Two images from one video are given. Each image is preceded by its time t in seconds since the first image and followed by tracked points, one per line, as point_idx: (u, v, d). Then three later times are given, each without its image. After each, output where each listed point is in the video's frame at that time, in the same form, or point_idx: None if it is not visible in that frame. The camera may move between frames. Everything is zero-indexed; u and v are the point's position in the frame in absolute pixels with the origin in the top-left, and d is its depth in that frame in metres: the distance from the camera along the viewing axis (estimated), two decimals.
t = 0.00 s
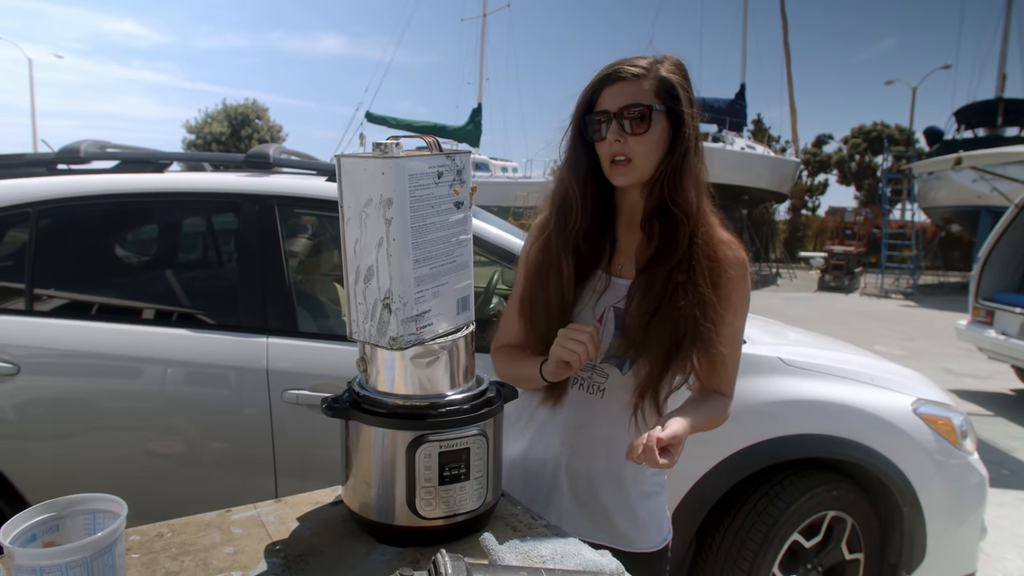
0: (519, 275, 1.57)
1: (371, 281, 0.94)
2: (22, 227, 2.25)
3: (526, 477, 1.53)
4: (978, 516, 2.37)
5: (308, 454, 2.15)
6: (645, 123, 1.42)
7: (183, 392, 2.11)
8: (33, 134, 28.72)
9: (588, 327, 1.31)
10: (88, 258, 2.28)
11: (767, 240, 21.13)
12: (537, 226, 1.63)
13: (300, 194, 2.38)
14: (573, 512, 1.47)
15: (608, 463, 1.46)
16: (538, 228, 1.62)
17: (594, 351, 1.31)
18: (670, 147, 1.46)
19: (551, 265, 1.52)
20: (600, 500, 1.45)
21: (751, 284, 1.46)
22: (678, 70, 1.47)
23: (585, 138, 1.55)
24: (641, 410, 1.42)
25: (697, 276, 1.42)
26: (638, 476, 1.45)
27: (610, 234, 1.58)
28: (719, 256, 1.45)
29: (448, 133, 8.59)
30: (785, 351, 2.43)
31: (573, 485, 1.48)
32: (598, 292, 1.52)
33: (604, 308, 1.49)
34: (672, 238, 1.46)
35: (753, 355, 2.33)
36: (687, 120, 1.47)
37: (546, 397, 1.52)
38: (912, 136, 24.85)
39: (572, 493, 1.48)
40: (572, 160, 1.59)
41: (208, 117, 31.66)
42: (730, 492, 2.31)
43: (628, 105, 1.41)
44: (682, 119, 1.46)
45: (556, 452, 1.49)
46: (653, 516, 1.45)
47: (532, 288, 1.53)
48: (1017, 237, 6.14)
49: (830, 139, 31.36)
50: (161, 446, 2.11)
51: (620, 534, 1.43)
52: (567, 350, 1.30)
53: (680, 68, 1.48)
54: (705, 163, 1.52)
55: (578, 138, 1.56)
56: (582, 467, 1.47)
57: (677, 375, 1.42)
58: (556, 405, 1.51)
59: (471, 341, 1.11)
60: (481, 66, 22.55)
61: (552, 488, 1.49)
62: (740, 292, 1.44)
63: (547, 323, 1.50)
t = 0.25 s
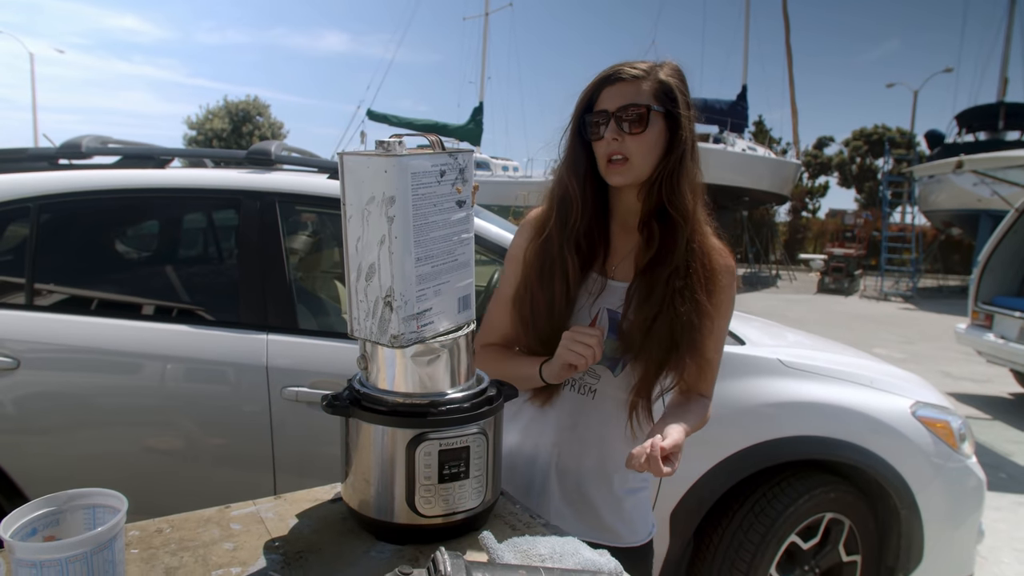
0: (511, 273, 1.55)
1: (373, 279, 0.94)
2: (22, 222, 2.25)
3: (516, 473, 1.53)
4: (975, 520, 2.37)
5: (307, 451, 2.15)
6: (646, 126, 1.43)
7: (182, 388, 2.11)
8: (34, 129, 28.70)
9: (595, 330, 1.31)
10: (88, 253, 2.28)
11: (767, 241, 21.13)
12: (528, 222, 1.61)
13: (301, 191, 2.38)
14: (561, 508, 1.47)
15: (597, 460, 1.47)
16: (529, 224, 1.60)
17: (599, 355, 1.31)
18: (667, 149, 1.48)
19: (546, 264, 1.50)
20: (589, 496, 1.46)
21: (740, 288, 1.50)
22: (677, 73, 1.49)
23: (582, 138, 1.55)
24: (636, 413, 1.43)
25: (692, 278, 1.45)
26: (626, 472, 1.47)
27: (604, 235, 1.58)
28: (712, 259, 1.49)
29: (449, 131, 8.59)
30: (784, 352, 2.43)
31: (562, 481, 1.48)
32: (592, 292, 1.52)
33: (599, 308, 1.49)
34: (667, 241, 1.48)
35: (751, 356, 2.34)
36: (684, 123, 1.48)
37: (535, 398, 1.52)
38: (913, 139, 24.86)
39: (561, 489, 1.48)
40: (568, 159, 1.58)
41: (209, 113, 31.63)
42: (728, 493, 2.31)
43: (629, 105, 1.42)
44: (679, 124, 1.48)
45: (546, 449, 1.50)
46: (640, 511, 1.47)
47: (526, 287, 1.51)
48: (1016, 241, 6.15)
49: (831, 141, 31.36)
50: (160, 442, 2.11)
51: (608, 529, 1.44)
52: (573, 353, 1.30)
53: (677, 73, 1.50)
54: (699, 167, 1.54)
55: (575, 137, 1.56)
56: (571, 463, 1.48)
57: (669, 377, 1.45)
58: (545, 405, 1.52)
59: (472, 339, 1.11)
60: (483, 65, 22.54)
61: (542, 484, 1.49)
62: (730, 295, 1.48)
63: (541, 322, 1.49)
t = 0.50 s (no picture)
0: (506, 272, 1.51)
1: (376, 277, 0.94)
2: (24, 218, 2.25)
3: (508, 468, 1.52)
4: (975, 522, 2.37)
5: (308, 449, 2.15)
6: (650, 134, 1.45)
7: (183, 385, 2.12)
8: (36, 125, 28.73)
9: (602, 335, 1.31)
10: (90, 250, 2.28)
11: (768, 242, 21.12)
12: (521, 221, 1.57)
13: (303, 190, 2.38)
14: (554, 503, 1.47)
15: (592, 456, 1.49)
16: (523, 223, 1.56)
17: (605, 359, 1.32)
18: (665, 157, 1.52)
19: (545, 266, 1.47)
20: (583, 491, 1.47)
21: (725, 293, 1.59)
22: (677, 80, 1.50)
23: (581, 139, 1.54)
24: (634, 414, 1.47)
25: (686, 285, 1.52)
26: (619, 468, 1.51)
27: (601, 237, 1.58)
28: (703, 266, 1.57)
29: (450, 130, 8.59)
30: (784, 354, 2.43)
31: (556, 477, 1.49)
32: (590, 294, 1.51)
33: (597, 311, 1.51)
34: (664, 247, 1.53)
35: (752, 357, 2.34)
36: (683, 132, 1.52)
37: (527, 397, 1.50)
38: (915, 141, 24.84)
39: (555, 485, 1.48)
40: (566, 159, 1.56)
41: (211, 111, 31.65)
42: (728, 494, 2.31)
43: (633, 112, 1.43)
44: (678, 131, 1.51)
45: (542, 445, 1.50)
46: (629, 506, 1.50)
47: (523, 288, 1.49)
48: (1018, 243, 6.14)
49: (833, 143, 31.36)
50: (161, 439, 2.11)
51: (600, 523, 1.47)
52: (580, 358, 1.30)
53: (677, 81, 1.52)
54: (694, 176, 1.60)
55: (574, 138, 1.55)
56: (567, 459, 1.49)
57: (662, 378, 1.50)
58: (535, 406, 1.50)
59: (474, 338, 1.11)
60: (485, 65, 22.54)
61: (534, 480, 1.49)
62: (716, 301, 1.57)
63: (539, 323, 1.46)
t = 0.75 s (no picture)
0: (505, 274, 1.48)
1: (378, 276, 0.95)
2: (26, 218, 2.26)
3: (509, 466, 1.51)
4: (977, 520, 2.37)
5: (310, 448, 2.15)
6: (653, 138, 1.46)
7: (185, 384, 2.12)
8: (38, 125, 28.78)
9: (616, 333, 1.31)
10: (92, 249, 2.29)
11: (769, 241, 21.10)
12: (517, 220, 1.53)
13: (304, 189, 2.38)
14: (556, 498, 1.48)
15: (594, 450, 1.50)
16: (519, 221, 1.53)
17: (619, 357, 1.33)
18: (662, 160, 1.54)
19: (548, 268, 1.45)
20: (586, 486, 1.49)
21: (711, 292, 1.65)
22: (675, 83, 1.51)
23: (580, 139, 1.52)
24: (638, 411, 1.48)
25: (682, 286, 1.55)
26: (619, 459, 1.53)
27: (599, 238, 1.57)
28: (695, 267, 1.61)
29: (452, 129, 8.59)
30: (786, 352, 2.43)
31: (559, 472, 1.49)
32: (592, 295, 1.51)
33: (599, 312, 1.50)
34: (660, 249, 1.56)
35: (753, 355, 2.34)
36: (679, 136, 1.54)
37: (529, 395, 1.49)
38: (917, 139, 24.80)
39: (558, 481, 1.49)
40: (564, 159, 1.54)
41: (212, 110, 31.68)
42: (729, 492, 2.32)
43: (636, 115, 1.43)
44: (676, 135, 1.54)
45: (545, 441, 1.50)
46: (628, 497, 1.53)
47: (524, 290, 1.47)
48: (1020, 241, 6.13)
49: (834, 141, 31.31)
50: (163, 438, 2.12)
51: (603, 515, 1.49)
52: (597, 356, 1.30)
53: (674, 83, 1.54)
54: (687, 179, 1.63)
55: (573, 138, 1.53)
56: (570, 455, 1.49)
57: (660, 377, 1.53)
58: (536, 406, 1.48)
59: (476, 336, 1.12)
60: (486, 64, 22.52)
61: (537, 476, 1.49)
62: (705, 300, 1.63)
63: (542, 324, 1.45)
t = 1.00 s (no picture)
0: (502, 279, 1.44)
1: (375, 280, 0.95)
2: (23, 223, 2.26)
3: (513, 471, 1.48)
4: (975, 520, 2.38)
5: (308, 452, 2.15)
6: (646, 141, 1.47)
7: (182, 389, 2.12)
8: (34, 130, 28.73)
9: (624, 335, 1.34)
10: (89, 254, 2.28)
11: (767, 242, 21.13)
12: (511, 221, 1.46)
13: (301, 192, 2.38)
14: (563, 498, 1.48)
15: (598, 449, 1.51)
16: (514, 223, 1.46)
17: (626, 357, 1.36)
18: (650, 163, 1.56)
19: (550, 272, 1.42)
20: (591, 485, 1.49)
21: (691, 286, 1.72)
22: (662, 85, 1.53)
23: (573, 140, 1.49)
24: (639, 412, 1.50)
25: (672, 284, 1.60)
26: (621, 456, 1.55)
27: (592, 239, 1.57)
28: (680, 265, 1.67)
29: (448, 132, 8.60)
30: (783, 353, 2.44)
31: (565, 473, 1.48)
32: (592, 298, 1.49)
33: (599, 314, 1.50)
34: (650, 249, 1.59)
35: (750, 357, 2.35)
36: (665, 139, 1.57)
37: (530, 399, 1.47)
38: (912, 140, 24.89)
39: (564, 482, 1.48)
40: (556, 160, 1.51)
41: (209, 114, 31.65)
42: (728, 494, 2.32)
43: (630, 119, 1.44)
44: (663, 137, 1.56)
45: (550, 443, 1.48)
46: (629, 493, 1.56)
47: (523, 295, 1.43)
48: (1016, 240, 6.15)
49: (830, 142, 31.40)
50: (161, 442, 2.11)
51: (608, 512, 1.50)
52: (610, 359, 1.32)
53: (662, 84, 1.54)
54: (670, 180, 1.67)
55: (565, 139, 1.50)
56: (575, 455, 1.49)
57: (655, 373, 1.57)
58: (541, 410, 1.47)
59: (473, 339, 1.12)
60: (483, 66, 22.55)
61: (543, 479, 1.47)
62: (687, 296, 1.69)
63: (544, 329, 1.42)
